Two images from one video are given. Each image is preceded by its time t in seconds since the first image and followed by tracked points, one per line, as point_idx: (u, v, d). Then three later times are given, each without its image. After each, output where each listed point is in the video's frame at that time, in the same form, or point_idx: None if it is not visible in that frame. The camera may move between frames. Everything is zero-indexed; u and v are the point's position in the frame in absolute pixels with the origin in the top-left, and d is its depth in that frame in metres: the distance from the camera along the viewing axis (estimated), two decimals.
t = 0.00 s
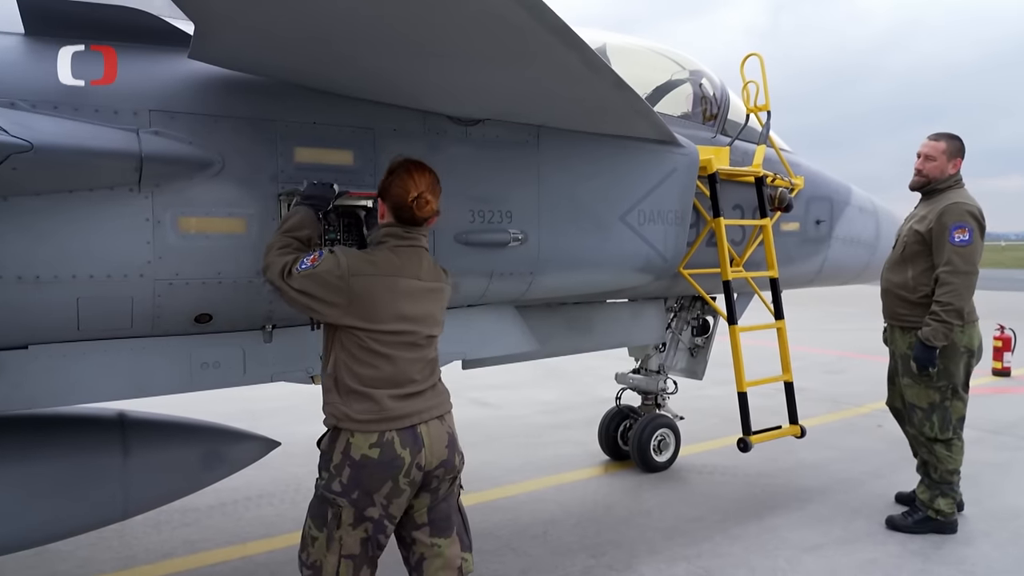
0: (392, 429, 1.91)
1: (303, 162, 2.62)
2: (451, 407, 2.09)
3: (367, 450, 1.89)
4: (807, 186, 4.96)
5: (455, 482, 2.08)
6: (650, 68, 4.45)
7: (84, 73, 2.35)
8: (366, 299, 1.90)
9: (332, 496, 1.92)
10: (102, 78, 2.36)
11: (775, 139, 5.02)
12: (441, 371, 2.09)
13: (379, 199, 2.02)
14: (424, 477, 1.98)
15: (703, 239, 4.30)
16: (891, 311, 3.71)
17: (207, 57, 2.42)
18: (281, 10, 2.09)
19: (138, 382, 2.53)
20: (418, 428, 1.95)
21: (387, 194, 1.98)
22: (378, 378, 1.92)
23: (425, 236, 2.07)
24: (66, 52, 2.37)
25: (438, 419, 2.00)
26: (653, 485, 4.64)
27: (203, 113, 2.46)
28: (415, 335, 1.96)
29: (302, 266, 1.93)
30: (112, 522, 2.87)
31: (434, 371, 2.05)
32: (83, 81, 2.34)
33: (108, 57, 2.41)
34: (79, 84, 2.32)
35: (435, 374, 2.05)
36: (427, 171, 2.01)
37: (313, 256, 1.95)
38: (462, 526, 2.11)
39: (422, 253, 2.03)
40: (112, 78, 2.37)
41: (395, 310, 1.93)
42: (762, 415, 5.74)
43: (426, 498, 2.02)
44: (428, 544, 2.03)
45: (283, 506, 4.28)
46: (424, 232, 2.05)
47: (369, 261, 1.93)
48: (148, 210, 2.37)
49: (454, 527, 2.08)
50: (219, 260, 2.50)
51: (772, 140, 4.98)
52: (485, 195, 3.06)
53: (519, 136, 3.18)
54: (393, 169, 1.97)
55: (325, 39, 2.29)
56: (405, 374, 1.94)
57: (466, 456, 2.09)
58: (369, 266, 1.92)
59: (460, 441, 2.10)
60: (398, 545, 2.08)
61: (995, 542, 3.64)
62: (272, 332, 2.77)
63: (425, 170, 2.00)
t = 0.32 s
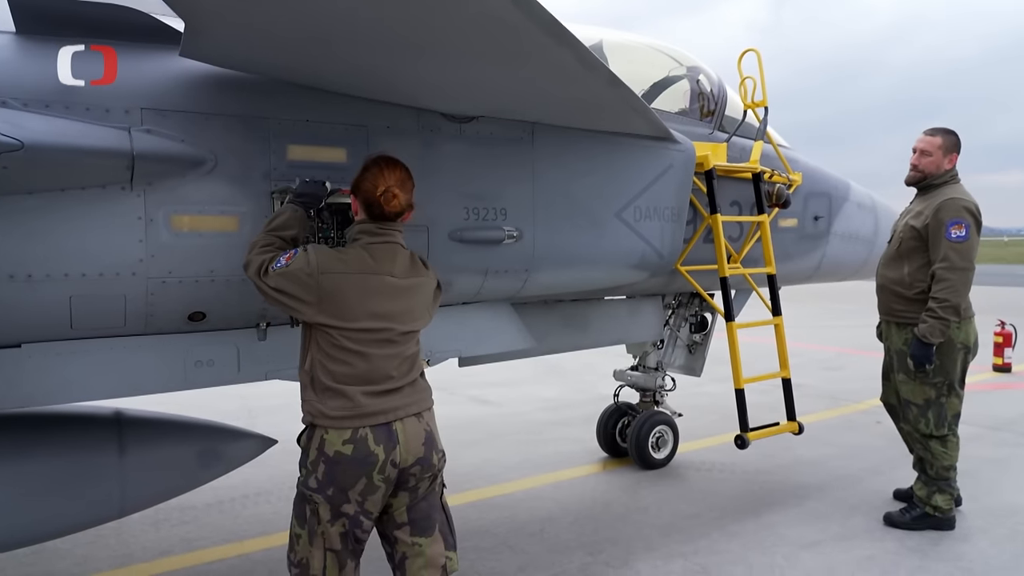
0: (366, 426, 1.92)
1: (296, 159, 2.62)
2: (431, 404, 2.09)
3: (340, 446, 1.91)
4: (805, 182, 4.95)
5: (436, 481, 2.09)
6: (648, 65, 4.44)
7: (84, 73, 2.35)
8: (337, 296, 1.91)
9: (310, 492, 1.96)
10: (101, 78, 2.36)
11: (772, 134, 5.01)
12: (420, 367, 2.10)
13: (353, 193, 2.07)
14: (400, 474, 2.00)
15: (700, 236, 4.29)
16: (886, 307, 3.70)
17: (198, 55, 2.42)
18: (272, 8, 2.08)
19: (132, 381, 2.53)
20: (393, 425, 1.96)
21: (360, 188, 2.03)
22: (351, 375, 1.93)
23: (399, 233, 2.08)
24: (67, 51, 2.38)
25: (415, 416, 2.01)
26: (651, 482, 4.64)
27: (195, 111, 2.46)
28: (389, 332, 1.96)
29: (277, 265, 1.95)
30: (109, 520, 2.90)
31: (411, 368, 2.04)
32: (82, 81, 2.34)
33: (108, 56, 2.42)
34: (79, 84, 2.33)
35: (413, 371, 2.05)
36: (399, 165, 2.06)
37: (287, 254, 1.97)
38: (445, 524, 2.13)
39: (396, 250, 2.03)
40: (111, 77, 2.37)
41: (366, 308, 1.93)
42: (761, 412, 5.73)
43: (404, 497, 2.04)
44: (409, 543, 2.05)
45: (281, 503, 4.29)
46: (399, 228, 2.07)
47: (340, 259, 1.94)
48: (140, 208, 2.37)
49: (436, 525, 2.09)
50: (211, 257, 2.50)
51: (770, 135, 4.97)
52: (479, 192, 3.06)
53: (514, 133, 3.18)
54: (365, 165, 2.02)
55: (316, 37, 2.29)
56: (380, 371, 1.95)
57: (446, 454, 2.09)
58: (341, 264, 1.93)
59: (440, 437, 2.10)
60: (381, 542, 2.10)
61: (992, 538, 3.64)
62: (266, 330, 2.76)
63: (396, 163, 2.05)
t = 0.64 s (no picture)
0: (356, 426, 1.92)
1: (291, 159, 2.62)
2: (426, 404, 2.07)
3: (330, 446, 1.92)
4: (806, 181, 4.93)
5: (429, 483, 2.09)
6: (649, 64, 4.43)
7: (86, 73, 2.37)
8: (319, 297, 1.92)
9: (303, 492, 1.96)
10: (101, 78, 2.37)
11: (772, 133, 4.99)
12: (414, 367, 2.08)
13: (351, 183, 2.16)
14: (391, 476, 1.99)
15: (700, 234, 4.28)
16: (885, 307, 3.69)
17: (193, 55, 2.42)
18: (264, 8, 2.08)
19: (129, 382, 2.52)
20: (384, 426, 1.95)
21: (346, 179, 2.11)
22: (338, 375, 1.93)
23: (385, 230, 2.06)
24: (66, 52, 2.38)
25: (407, 417, 2.00)
26: (651, 482, 4.63)
27: (190, 112, 2.45)
28: (375, 331, 1.95)
29: (263, 268, 1.98)
30: (107, 521, 2.90)
31: (403, 366, 2.02)
32: (83, 81, 2.35)
33: (109, 56, 2.44)
34: (80, 84, 2.34)
35: (405, 370, 2.03)
36: (374, 165, 2.05)
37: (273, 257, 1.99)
38: (440, 526, 2.11)
39: (381, 246, 2.01)
40: (112, 77, 2.38)
41: (349, 307, 1.92)
42: (762, 411, 5.71)
43: (396, 498, 2.03)
44: (402, 544, 2.05)
45: (281, 503, 4.29)
46: (382, 226, 2.04)
47: (322, 258, 1.94)
48: (134, 209, 2.37)
49: (430, 527, 2.08)
50: (206, 257, 2.49)
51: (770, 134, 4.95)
52: (476, 192, 3.05)
53: (511, 132, 3.17)
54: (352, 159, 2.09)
55: (312, 37, 2.28)
56: (368, 371, 1.94)
57: (439, 457, 2.08)
58: (322, 264, 1.93)
59: (433, 439, 2.09)
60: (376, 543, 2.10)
61: (994, 539, 3.61)
62: (262, 330, 2.76)
63: (371, 164, 2.05)
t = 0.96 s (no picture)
0: (348, 429, 1.91)
1: (289, 160, 2.61)
2: (425, 404, 2.03)
3: (325, 446, 1.91)
4: (810, 180, 4.90)
5: (428, 487, 2.06)
6: (652, 63, 4.41)
7: (86, 73, 2.37)
8: (305, 301, 1.91)
9: (300, 490, 1.97)
10: (101, 78, 2.38)
11: (776, 132, 4.96)
12: (415, 366, 2.04)
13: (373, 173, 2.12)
14: (386, 479, 1.98)
15: (703, 235, 4.25)
16: (884, 309, 3.68)
17: (190, 55, 2.42)
18: (259, 8, 2.07)
19: (127, 383, 2.51)
20: (378, 428, 1.93)
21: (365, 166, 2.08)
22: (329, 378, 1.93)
23: (379, 229, 1.99)
24: (65, 53, 2.39)
25: (402, 420, 1.97)
26: (654, 483, 4.60)
27: (187, 112, 2.45)
28: (364, 334, 1.92)
29: (256, 273, 2.00)
30: (107, 521, 2.91)
31: (399, 367, 1.98)
32: (83, 81, 2.36)
33: (109, 57, 2.44)
34: (80, 84, 2.35)
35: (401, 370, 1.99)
36: (372, 158, 1.99)
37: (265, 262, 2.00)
38: (438, 530, 2.09)
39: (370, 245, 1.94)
40: (113, 77, 2.39)
41: (336, 310, 1.90)
42: (767, 412, 5.68)
43: (393, 501, 2.02)
44: (398, 547, 2.03)
45: (283, 504, 4.29)
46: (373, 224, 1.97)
47: (308, 261, 1.92)
48: (132, 210, 2.37)
49: (427, 531, 2.06)
50: (204, 258, 2.49)
51: (774, 133, 4.92)
52: (475, 192, 3.04)
53: (510, 132, 3.15)
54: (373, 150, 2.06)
55: (308, 37, 2.28)
56: (359, 373, 1.92)
57: (438, 461, 2.04)
58: (307, 267, 1.91)
59: (433, 442, 2.06)
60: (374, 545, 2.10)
61: (1001, 542, 3.58)
62: (261, 331, 2.76)
63: (369, 157, 1.99)
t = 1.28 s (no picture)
0: (354, 432, 1.91)
1: (285, 161, 2.62)
2: (437, 414, 2.00)
3: (331, 446, 1.92)
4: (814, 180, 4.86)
5: (435, 493, 2.02)
6: (654, 62, 4.38)
7: (86, 74, 2.39)
8: (323, 300, 1.91)
9: (307, 487, 1.99)
10: (100, 79, 2.39)
11: (779, 132, 4.93)
12: (432, 377, 2.01)
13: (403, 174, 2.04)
14: (391, 484, 1.95)
15: (705, 234, 4.23)
16: (863, 309, 3.69)
17: (185, 56, 2.42)
18: (250, 8, 2.07)
19: (125, 383, 2.52)
20: (384, 434, 1.92)
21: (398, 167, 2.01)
22: (340, 378, 1.94)
23: (410, 236, 1.97)
24: (65, 55, 2.41)
25: (410, 427, 1.94)
26: (656, 485, 4.58)
27: (184, 114, 2.46)
28: (379, 340, 1.90)
29: (274, 272, 2.01)
30: (106, 522, 2.92)
31: (412, 377, 1.96)
32: (83, 81, 2.38)
33: (109, 57, 2.46)
34: (80, 84, 2.36)
35: (415, 380, 1.96)
36: (412, 163, 1.93)
37: (285, 260, 2.01)
38: (444, 536, 2.05)
39: (394, 251, 1.92)
40: (113, 78, 2.41)
41: (354, 313, 1.90)
42: (771, 413, 5.64)
43: (399, 504, 1.99)
44: (403, 550, 2.00)
45: (284, 505, 4.30)
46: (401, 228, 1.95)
47: (330, 260, 1.92)
48: (128, 211, 2.37)
49: (432, 537, 2.02)
50: (200, 259, 2.50)
51: (777, 132, 4.89)
52: (473, 193, 3.03)
53: (508, 132, 3.14)
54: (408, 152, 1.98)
55: (302, 38, 2.28)
56: (369, 377, 1.92)
57: (447, 468, 2.00)
58: (329, 266, 1.91)
59: (443, 449, 2.02)
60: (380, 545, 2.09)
61: (1006, 545, 3.54)
62: (258, 332, 2.76)
63: (409, 160, 1.93)
